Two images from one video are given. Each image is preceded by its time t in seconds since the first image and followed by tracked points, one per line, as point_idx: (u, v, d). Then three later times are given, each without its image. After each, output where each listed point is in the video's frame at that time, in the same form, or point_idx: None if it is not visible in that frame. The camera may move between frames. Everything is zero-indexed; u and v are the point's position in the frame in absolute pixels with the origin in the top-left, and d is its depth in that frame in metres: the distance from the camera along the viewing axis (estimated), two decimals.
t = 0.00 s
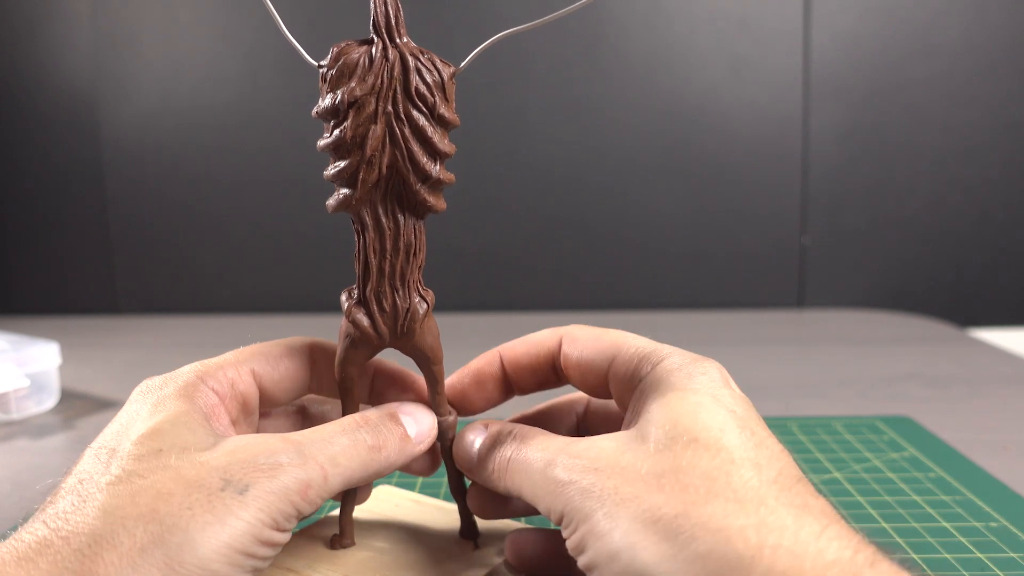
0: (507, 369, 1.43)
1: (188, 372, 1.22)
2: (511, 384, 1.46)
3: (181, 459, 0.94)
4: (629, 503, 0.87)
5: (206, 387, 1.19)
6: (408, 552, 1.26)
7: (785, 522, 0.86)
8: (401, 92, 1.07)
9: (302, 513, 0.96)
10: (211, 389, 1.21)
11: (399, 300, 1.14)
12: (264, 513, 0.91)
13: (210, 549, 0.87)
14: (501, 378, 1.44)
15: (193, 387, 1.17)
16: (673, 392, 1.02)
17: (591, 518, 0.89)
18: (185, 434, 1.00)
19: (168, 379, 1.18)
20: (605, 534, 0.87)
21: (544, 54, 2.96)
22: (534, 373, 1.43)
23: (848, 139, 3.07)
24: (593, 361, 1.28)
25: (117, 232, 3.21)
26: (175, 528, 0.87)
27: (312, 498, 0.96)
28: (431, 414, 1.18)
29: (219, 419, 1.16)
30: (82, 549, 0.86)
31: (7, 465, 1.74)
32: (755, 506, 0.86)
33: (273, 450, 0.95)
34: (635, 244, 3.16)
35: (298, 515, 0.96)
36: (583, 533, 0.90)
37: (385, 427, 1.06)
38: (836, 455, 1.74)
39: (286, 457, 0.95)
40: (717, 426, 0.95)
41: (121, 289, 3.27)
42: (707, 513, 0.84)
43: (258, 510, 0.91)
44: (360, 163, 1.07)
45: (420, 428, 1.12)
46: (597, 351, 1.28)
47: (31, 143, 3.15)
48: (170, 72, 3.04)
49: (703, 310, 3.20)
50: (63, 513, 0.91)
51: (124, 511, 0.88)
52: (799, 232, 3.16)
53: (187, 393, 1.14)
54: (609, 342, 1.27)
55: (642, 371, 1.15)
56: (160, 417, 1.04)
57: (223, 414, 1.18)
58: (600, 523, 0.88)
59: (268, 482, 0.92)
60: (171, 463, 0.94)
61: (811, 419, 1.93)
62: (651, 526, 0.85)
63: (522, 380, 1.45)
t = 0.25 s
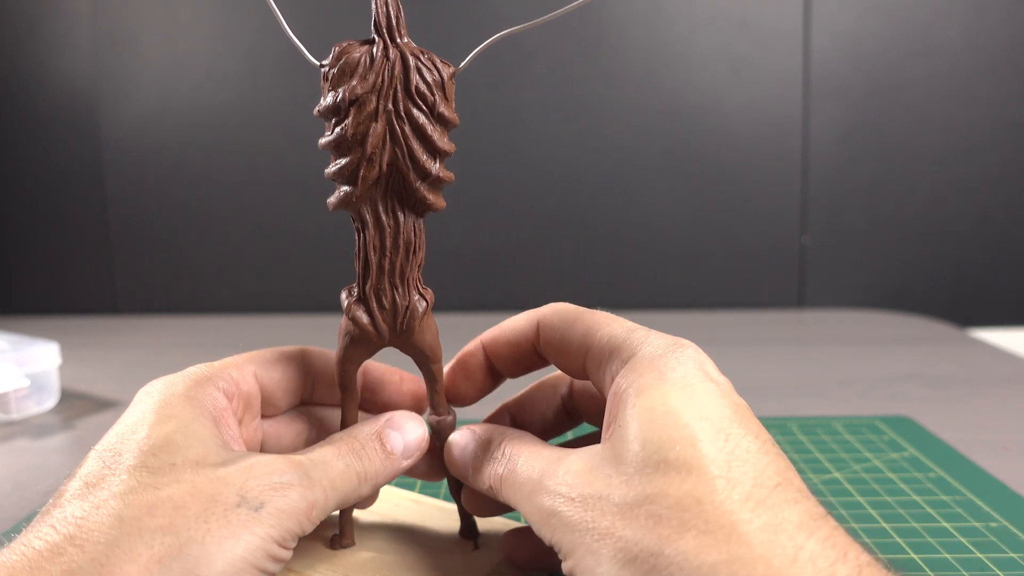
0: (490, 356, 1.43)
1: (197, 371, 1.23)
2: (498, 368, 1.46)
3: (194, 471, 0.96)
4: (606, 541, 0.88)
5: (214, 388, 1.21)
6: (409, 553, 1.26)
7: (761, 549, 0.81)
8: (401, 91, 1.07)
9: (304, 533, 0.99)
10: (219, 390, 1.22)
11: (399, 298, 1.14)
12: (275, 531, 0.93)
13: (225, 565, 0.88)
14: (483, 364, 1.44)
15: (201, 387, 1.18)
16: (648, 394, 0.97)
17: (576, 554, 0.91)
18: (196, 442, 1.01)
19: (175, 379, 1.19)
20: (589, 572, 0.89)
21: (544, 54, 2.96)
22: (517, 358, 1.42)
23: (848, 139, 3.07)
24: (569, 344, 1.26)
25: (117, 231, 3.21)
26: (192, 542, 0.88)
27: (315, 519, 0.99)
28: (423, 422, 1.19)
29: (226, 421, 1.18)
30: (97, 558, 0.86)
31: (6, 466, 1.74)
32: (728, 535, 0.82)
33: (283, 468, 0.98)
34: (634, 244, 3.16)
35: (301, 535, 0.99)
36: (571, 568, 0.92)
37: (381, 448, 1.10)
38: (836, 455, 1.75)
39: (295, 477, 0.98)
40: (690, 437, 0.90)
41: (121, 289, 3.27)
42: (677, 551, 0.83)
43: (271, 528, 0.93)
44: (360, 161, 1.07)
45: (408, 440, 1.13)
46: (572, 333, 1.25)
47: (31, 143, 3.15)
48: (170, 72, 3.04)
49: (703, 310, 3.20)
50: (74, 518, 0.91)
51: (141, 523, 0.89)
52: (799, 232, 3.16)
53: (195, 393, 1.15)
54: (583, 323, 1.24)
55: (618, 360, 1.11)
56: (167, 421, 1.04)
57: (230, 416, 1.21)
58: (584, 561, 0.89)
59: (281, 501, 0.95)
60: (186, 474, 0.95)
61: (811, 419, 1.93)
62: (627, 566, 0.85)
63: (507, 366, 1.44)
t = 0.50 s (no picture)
0: (483, 363, 1.44)
1: (198, 371, 1.22)
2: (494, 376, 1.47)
3: (199, 474, 0.96)
4: (611, 538, 0.87)
5: (215, 388, 1.21)
6: (409, 554, 1.26)
7: (762, 537, 0.81)
8: (400, 92, 1.07)
9: (306, 540, 0.99)
10: (220, 390, 1.22)
11: (397, 301, 1.14)
12: (279, 537, 0.93)
13: (230, 569, 0.88)
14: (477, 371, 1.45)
15: (202, 387, 1.18)
16: (640, 388, 0.96)
17: (582, 552, 0.90)
18: (201, 445, 1.01)
19: (176, 378, 1.19)
20: (597, 570, 0.88)
21: (544, 54, 2.96)
22: (511, 363, 1.43)
23: (848, 139, 3.07)
24: (555, 342, 1.26)
25: (117, 232, 3.21)
26: (198, 546, 0.88)
27: (319, 525, 0.99)
28: (437, 438, 1.19)
29: (227, 422, 1.18)
30: (104, 560, 0.86)
31: (6, 466, 1.74)
32: (729, 525, 0.82)
33: (288, 474, 0.98)
34: (634, 244, 3.16)
35: (304, 540, 0.99)
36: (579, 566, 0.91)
37: (388, 458, 1.09)
38: (836, 455, 1.75)
39: (300, 484, 0.98)
40: (685, 429, 0.90)
41: (121, 289, 3.27)
42: (681, 544, 0.82)
43: (276, 533, 0.93)
44: (358, 163, 1.07)
45: (420, 456, 1.13)
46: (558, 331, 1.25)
47: (31, 143, 3.15)
48: (170, 73, 3.04)
49: (703, 311, 3.20)
50: (80, 519, 0.91)
51: (147, 525, 0.89)
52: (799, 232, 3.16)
53: (197, 394, 1.15)
54: (569, 320, 1.24)
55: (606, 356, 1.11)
56: (172, 422, 1.04)
57: (231, 417, 1.21)
58: (590, 559, 0.89)
59: (286, 506, 0.95)
60: (191, 476, 0.95)
61: (811, 420, 1.93)
62: (633, 562, 0.85)
63: (501, 371, 1.45)
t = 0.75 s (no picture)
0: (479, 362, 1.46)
1: (193, 375, 1.23)
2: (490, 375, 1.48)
3: (195, 474, 0.96)
4: (614, 545, 0.87)
5: (210, 390, 1.21)
6: (405, 553, 1.26)
7: (767, 541, 0.82)
8: (397, 92, 1.07)
9: (302, 540, 0.99)
10: (216, 392, 1.22)
11: (394, 301, 1.14)
12: (275, 536, 0.93)
13: (226, 568, 0.88)
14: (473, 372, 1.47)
15: (198, 389, 1.18)
16: (639, 395, 0.97)
17: (584, 560, 0.90)
18: (197, 446, 1.01)
19: (171, 380, 1.19)
20: None
21: (544, 54, 2.96)
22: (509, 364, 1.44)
23: (848, 139, 3.07)
24: (549, 347, 1.26)
25: (117, 232, 3.21)
26: (194, 545, 0.88)
27: (313, 526, 0.99)
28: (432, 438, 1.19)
29: (223, 423, 1.18)
30: (100, 559, 0.86)
31: (6, 466, 1.74)
32: (733, 529, 0.82)
33: (283, 474, 0.98)
34: (635, 244, 3.16)
35: (299, 541, 0.98)
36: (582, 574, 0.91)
37: (383, 458, 1.10)
38: (835, 455, 1.75)
39: (295, 484, 0.98)
40: (684, 436, 0.89)
41: (121, 289, 3.27)
42: (686, 549, 0.82)
43: (271, 533, 0.93)
44: (355, 163, 1.07)
45: (415, 455, 1.13)
46: (553, 336, 1.26)
47: (31, 143, 3.15)
48: (170, 73, 3.04)
49: (703, 311, 3.20)
50: (76, 519, 0.91)
51: (143, 524, 0.89)
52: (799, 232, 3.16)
53: (192, 396, 1.15)
54: (564, 325, 1.25)
55: (603, 363, 1.11)
56: (167, 423, 1.04)
57: (226, 420, 1.21)
58: (593, 567, 0.89)
59: (281, 506, 0.95)
60: (187, 476, 0.95)
61: (811, 419, 1.93)
62: (637, 568, 0.85)
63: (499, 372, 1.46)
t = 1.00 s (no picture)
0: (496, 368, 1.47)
1: (197, 378, 1.23)
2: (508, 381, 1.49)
3: (197, 477, 0.96)
4: (624, 548, 0.87)
5: (214, 393, 1.21)
6: (406, 553, 1.26)
7: (781, 538, 0.84)
8: (397, 92, 1.07)
9: (303, 544, 0.98)
10: (219, 396, 1.23)
11: (394, 300, 1.14)
12: (276, 540, 0.93)
13: (227, 570, 0.88)
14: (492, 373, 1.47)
15: (202, 392, 1.19)
16: (641, 401, 0.99)
17: (592, 565, 0.89)
18: (199, 449, 1.02)
19: (175, 383, 1.19)
20: None
21: (544, 54, 2.96)
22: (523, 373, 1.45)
23: (848, 139, 3.07)
24: (561, 364, 1.27)
25: (117, 232, 3.21)
26: (195, 546, 0.88)
27: (314, 530, 0.99)
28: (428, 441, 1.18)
29: (226, 427, 1.19)
30: (102, 559, 0.87)
31: (6, 466, 1.74)
32: (745, 528, 0.84)
33: (284, 478, 0.98)
34: (635, 244, 3.16)
35: (299, 546, 0.98)
36: None
37: (384, 464, 1.09)
38: (836, 455, 1.75)
39: (296, 488, 0.98)
40: (692, 439, 0.91)
41: (121, 289, 3.27)
42: (700, 547, 0.83)
43: (272, 536, 0.93)
44: (355, 163, 1.07)
45: (412, 461, 1.13)
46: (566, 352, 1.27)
47: (31, 143, 3.15)
48: (170, 73, 3.04)
49: (703, 311, 3.20)
50: (79, 520, 0.92)
51: (145, 525, 0.90)
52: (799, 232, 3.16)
53: (196, 399, 1.16)
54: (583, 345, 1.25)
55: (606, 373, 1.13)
56: (169, 425, 1.05)
57: (229, 423, 1.21)
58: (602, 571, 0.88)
59: (282, 510, 0.95)
60: (189, 479, 0.96)
61: (811, 420, 1.93)
62: (648, 570, 0.85)
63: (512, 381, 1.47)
